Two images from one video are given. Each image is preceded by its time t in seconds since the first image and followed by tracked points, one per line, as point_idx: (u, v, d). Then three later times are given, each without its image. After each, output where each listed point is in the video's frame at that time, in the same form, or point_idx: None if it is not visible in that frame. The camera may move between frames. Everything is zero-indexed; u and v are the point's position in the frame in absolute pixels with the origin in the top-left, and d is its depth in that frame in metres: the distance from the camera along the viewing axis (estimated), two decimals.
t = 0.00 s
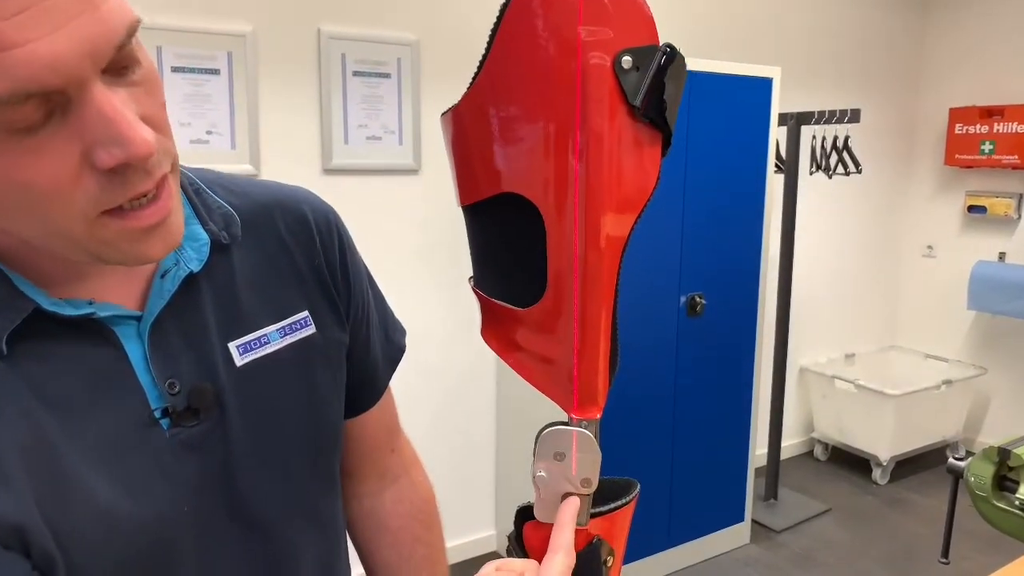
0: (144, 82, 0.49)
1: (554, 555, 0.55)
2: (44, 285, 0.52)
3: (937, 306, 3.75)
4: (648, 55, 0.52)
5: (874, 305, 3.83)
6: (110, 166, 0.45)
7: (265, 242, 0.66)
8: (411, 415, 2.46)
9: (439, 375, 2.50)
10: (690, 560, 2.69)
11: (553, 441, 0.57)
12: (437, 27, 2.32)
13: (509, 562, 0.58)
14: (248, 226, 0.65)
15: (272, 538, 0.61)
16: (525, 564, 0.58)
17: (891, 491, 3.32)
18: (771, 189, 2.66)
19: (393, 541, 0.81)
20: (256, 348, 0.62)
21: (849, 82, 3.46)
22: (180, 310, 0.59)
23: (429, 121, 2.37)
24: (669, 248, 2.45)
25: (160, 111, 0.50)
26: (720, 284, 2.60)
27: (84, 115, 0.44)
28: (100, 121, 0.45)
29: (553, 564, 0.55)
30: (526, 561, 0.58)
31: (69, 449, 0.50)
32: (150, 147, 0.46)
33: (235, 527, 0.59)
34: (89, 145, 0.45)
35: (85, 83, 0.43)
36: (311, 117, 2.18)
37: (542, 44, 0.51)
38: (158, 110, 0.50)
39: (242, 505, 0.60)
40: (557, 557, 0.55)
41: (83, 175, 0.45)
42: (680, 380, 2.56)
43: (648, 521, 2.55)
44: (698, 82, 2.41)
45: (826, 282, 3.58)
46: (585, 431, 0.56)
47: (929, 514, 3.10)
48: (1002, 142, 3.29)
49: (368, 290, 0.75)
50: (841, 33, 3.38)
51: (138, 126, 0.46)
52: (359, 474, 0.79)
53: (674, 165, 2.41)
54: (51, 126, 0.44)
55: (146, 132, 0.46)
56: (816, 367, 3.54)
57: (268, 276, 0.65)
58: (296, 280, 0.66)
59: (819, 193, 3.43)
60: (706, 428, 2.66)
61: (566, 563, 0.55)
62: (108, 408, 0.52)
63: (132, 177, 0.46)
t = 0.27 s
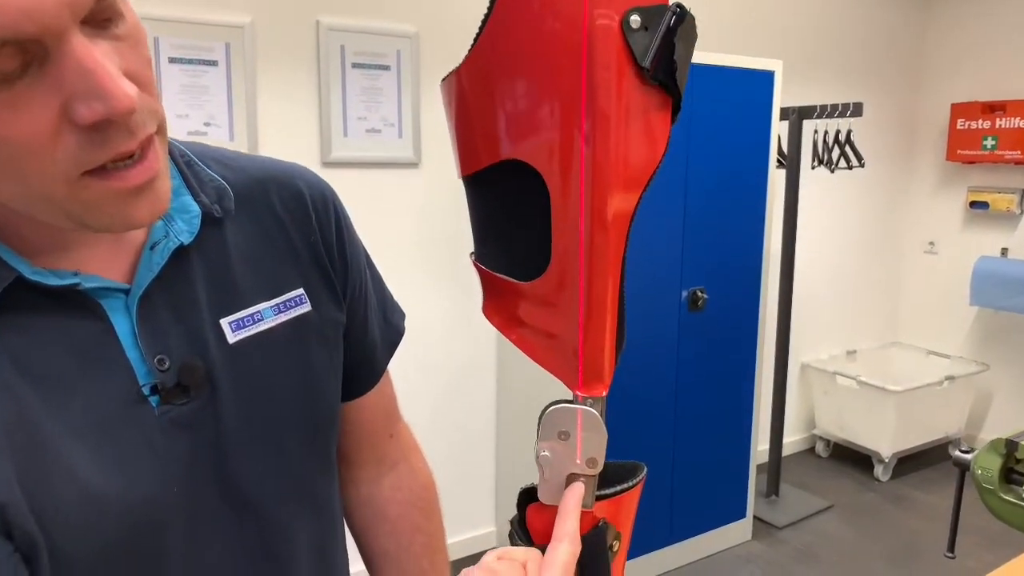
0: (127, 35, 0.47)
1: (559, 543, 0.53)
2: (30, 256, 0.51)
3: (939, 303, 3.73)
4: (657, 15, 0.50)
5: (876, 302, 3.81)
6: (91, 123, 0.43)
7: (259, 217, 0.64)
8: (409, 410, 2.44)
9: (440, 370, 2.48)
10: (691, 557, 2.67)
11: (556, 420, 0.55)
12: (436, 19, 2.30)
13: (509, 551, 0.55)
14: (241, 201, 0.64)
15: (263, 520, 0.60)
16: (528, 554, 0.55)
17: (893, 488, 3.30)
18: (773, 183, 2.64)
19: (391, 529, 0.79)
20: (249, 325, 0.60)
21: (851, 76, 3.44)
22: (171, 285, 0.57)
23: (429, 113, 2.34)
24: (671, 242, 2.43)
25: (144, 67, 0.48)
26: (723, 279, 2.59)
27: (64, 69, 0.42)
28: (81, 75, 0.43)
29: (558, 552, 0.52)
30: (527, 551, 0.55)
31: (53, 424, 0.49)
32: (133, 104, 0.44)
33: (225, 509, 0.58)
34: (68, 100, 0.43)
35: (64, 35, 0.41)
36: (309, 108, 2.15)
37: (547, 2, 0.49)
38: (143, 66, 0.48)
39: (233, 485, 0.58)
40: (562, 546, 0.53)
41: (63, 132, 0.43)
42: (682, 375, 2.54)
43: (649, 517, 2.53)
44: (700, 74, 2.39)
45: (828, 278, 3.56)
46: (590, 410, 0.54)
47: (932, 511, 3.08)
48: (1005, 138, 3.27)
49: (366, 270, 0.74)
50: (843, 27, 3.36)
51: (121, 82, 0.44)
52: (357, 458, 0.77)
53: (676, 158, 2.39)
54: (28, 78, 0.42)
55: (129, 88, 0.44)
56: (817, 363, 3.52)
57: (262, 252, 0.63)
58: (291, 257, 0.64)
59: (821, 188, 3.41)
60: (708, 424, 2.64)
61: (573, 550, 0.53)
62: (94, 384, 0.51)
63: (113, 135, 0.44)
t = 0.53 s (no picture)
0: None
1: (558, 528, 0.49)
2: None
3: (942, 299, 3.70)
4: None
5: (878, 298, 3.77)
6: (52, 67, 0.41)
7: (243, 188, 0.61)
8: (407, 404, 2.40)
9: (438, 364, 2.44)
10: (692, 554, 2.64)
11: (554, 397, 0.52)
12: (434, 8, 2.27)
13: (505, 537, 0.50)
14: (223, 170, 0.61)
15: (246, 506, 0.57)
16: (524, 539, 0.50)
17: (895, 484, 3.27)
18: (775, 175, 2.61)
19: (384, 518, 0.76)
20: (231, 299, 0.58)
21: (853, 69, 3.40)
22: (148, 256, 0.54)
23: (426, 104, 2.31)
24: (672, 235, 2.40)
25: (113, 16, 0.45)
26: (726, 268, 2.56)
27: (22, 12, 0.41)
28: (40, 18, 0.41)
29: (558, 538, 0.48)
30: (524, 537, 0.50)
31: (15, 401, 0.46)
32: (97, 50, 0.42)
33: (206, 492, 0.55)
34: (28, 47, 0.41)
35: None
36: (305, 97, 2.12)
37: None
38: (111, 14, 0.45)
39: (215, 467, 0.55)
40: (561, 530, 0.48)
41: (22, 80, 0.41)
42: (683, 370, 2.51)
43: (649, 514, 2.50)
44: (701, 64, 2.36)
45: (831, 273, 3.53)
46: (591, 386, 0.51)
47: (935, 508, 3.06)
48: (1008, 131, 3.24)
49: (357, 249, 0.71)
50: (845, 19, 3.32)
51: (83, 26, 0.42)
52: (347, 445, 0.74)
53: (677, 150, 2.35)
54: None
55: (94, 34, 0.42)
56: (820, 359, 3.49)
57: (245, 225, 0.60)
58: (275, 230, 0.62)
59: (824, 181, 3.37)
60: (709, 419, 2.61)
61: (573, 536, 0.48)
62: (62, 357, 0.48)
63: (78, 84, 0.42)
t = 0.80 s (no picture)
0: None
1: (555, 514, 0.46)
2: None
3: (945, 295, 3.67)
4: None
5: (881, 294, 3.73)
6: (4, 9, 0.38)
7: (223, 158, 0.59)
8: (403, 399, 2.36)
9: (436, 360, 2.40)
10: (692, 552, 2.61)
11: (549, 375, 0.49)
12: None
13: (499, 523, 0.48)
14: (201, 139, 0.58)
15: (225, 492, 0.54)
16: (518, 525, 0.48)
17: (898, 482, 3.23)
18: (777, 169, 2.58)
19: (374, 508, 0.73)
20: (209, 274, 0.55)
21: (856, 61, 3.36)
22: (119, 226, 0.52)
23: (423, 95, 2.28)
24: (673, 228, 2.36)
25: None
26: (729, 254, 2.52)
27: None
28: None
29: (554, 523, 0.45)
30: (518, 523, 0.48)
31: None
32: None
33: (181, 476, 0.52)
34: None
35: None
36: (300, 87, 2.09)
37: None
38: None
39: (191, 450, 0.53)
40: (557, 516, 0.45)
41: None
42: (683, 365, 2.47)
43: (650, 511, 2.46)
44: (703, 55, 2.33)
45: (833, 268, 3.49)
46: (589, 362, 0.48)
47: (937, 505, 3.03)
48: (1012, 126, 3.21)
49: (345, 227, 0.68)
50: (848, 11, 3.29)
51: None
52: (335, 431, 0.71)
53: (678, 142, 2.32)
54: None
55: None
56: (821, 355, 3.45)
57: (224, 197, 0.58)
58: (256, 203, 0.59)
59: (827, 175, 3.33)
60: (710, 415, 2.58)
61: (571, 522, 0.45)
62: (26, 333, 0.46)
63: (33, 29, 0.39)
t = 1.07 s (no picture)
0: None
1: (548, 494, 0.43)
2: None
3: (947, 291, 3.64)
4: None
5: (882, 290, 3.70)
6: None
7: (198, 124, 0.56)
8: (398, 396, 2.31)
9: (432, 356, 2.34)
10: (692, 549, 2.57)
11: (541, 349, 0.46)
12: None
13: (486, 506, 0.44)
14: (175, 103, 0.55)
15: (198, 477, 0.51)
16: (508, 509, 0.44)
17: (900, 479, 3.20)
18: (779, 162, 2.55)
19: (359, 496, 0.70)
20: (180, 243, 0.52)
21: (858, 54, 3.33)
22: (84, 192, 0.48)
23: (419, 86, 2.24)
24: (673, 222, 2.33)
25: None
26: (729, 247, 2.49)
27: None
28: None
29: (549, 505, 0.43)
30: (508, 507, 0.44)
31: None
32: None
33: (150, 460, 0.49)
34: None
35: None
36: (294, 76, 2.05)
37: None
38: None
39: (161, 431, 0.49)
40: (552, 496, 0.43)
41: None
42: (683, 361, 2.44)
43: (649, 508, 2.42)
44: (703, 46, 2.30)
45: (835, 264, 3.45)
46: (583, 337, 0.45)
47: (940, 503, 3.00)
48: (1015, 120, 3.18)
49: (328, 202, 0.65)
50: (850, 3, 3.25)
51: None
52: (319, 417, 0.69)
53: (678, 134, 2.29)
54: None
55: None
56: (822, 352, 3.42)
57: (199, 164, 0.55)
58: (234, 172, 0.56)
59: (828, 169, 3.28)
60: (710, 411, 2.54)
61: (565, 502, 0.43)
62: None
63: None
